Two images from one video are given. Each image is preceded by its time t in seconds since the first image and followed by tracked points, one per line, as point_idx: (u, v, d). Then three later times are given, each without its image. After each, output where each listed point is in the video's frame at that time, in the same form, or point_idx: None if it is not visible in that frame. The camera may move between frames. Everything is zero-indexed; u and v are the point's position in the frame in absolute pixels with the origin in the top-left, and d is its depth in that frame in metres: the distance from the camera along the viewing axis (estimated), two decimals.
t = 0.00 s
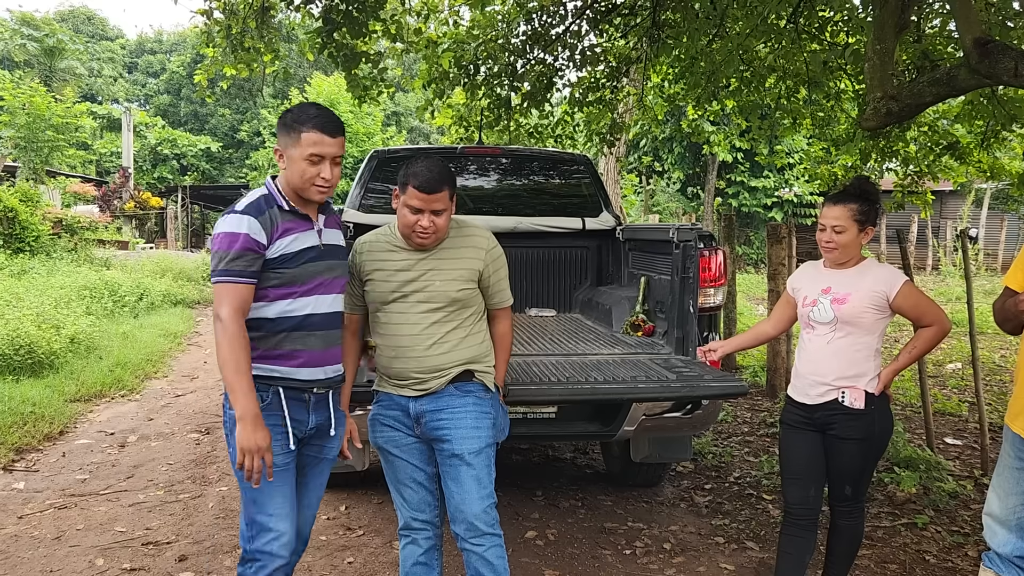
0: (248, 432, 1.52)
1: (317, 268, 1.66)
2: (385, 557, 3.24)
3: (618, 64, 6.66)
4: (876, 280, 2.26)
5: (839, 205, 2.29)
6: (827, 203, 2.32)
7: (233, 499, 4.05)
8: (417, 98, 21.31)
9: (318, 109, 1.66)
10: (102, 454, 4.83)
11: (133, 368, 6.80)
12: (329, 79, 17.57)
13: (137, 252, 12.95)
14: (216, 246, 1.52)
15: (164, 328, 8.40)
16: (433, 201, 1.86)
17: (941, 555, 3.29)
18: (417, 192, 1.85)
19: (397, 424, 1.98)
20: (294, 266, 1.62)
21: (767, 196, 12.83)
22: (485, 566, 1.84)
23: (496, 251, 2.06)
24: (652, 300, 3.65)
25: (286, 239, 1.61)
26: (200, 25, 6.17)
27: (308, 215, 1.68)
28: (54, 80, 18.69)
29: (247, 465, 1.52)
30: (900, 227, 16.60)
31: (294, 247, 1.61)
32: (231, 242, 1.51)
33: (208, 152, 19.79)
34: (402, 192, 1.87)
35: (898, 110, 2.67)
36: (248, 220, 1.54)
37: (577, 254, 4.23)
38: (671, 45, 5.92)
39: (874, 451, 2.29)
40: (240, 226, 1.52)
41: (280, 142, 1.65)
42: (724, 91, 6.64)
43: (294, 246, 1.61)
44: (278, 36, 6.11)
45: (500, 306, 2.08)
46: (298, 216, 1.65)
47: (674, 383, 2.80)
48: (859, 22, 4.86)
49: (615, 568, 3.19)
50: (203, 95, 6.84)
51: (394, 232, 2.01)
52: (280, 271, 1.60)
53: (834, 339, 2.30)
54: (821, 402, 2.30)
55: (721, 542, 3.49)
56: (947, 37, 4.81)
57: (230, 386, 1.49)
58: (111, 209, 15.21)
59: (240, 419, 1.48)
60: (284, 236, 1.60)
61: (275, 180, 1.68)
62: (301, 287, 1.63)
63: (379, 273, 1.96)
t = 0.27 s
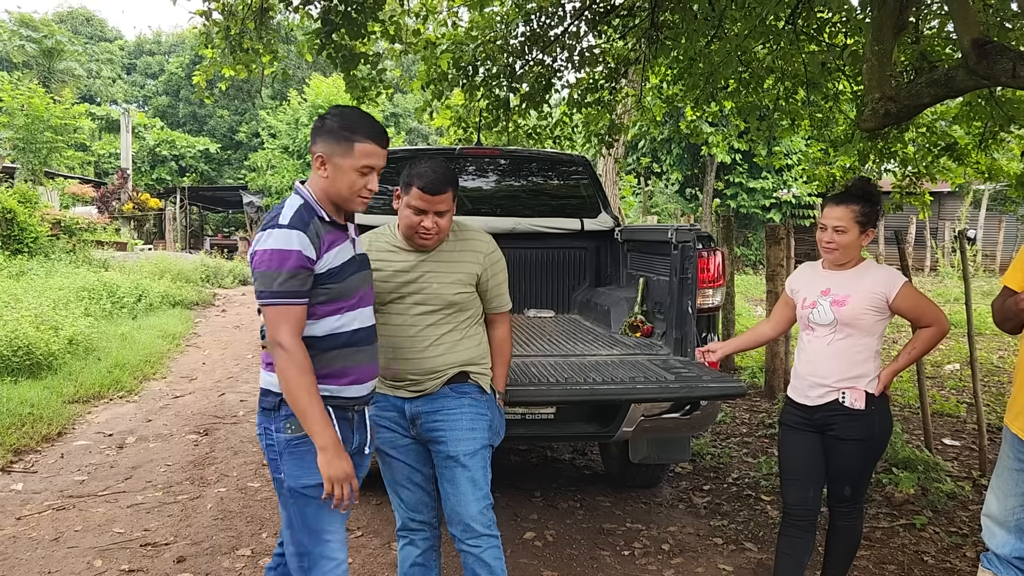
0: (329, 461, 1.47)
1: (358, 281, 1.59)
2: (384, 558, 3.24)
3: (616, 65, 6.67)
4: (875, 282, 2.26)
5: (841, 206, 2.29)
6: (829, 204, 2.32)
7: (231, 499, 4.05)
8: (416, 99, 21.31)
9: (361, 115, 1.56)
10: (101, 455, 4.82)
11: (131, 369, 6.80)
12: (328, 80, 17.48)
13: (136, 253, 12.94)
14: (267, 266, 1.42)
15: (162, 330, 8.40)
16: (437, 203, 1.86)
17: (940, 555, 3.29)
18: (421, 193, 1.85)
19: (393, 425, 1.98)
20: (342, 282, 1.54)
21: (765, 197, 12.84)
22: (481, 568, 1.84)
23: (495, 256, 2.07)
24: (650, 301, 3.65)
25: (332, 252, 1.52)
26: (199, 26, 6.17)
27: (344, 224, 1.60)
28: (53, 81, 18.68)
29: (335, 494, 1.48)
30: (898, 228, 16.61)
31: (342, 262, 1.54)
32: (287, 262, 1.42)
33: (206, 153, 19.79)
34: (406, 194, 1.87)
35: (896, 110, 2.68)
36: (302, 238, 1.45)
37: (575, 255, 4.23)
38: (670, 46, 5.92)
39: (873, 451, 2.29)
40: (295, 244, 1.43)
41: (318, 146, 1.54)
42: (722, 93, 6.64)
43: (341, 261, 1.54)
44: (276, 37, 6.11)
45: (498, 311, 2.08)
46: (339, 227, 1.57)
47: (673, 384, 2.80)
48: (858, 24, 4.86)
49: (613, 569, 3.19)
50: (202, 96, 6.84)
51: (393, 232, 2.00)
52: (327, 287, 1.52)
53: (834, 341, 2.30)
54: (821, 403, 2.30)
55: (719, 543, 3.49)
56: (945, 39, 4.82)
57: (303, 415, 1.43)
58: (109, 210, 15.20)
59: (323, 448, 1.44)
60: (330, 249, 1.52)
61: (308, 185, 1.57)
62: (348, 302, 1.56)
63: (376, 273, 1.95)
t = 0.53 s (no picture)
0: (403, 475, 1.42)
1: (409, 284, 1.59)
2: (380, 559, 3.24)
3: (613, 66, 6.68)
4: (871, 282, 2.27)
5: (840, 207, 2.30)
6: (828, 205, 2.33)
7: (228, 501, 4.05)
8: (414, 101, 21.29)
9: (434, 118, 1.56)
10: (97, 457, 4.82)
11: (128, 370, 6.79)
12: (325, 81, 17.03)
13: (133, 255, 12.94)
14: (352, 271, 1.37)
15: (160, 331, 8.40)
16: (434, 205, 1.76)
17: (936, 556, 3.29)
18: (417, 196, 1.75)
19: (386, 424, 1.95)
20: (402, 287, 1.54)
21: (762, 198, 12.85)
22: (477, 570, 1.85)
23: (491, 260, 2.07)
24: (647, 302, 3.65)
25: (396, 257, 1.52)
26: (195, 27, 6.17)
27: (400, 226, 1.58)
28: (50, 82, 18.66)
29: (407, 510, 1.43)
30: (896, 229, 16.63)
31: (403, 266, 1.54)
32: (371, 267, 1.38)
33: (204, 154, 19.79)
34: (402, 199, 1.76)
35: (893, 112, 2.68)
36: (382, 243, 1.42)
37: (572, 256, 4.23)
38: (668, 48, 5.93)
39: (870, 452, 2.29)
40: (380, 250, 1.40)
41: (391, 148, 1.50)
42: (719, 94, 6.65)
43: (403, 265, 1.54)
44: (274, 38, 6.12)
45: (494, 314, 2.07)
46: (397, 230, 1.56)
47: (668, 385, 2.79)
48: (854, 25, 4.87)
49: (610, 570, 3.19)
50: (199, 97, 6.83)
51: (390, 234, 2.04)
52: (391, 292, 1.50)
53: (830, 342, 2.31)
54: (817, 404, 2.30)
55: (716, 544, 3.49)
56: (942, 40, 4.82)
57: (382, 428, 1.38)
58: (107, 212, 15.19)
59: (403, 463, 1.39)
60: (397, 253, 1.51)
61: (369, 184, 1.53)
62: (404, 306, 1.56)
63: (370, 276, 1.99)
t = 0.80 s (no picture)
0: (498, 467, 1.46)
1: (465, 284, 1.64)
2: (376, 561, 3.24)
3: (609, 68, 6.66)
4: (866, 284, 2.27)
5: (837, 209, 2.31)
6: (825, 207, 2.33)
7: (223, 503, 4.04)
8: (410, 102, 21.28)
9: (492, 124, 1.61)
10: (92, 459, 4.81)
11: (123, 372, 6.77)
12: (321, 82, 17.22)
13: (128, 256, 12.91)
14: (443, 266, 1.40)
15: (155, 333, 8.38)
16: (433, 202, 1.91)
17: (931, 557, 3.29)
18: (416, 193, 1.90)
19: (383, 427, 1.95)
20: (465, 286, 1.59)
21: (758, 199, 12.87)
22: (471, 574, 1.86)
23: (486, 262, 2.07)
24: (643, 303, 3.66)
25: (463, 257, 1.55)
26: (190, 29, 6.16)
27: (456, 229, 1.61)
28: (44, 83, 18.61)
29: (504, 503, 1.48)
30: (891, 231, 16.66)
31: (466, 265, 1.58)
32: (461, 262, 1.43)
33: (200, 155, 19.77)
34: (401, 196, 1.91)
35: (887, 114, 2.70)
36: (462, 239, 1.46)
37: (567, 258, 4.23)
38: (664, 50, 5.94)
39: (864, 453, 2.30)
40: (465, 245, 1.44)
41: (462, 150, 1.54)
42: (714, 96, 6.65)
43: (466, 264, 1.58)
44: (269, 39, 6.11)
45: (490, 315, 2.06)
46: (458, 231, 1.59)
47: (664, 387, 2.78)
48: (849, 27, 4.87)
49: (606, 572, 3.18)
50: (194, 99, 6.82)
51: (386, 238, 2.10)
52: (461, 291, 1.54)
53: (826, 344, 2.31)
54: (812, 406, 2.31)
55: (711, 545, 3.49)
56: (936, 42, 4.83)
57: (477, 422, 1.44)
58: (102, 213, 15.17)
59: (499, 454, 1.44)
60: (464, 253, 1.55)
61: (436, 188, 1.55)
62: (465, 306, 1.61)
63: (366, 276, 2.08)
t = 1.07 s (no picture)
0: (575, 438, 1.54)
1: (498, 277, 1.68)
2: (370, 564, 3.24)
3: (603, 70, 6.71)
4: (860, 286, 2.28)
5: (831, 212, 2.32)
6: (820, 209, 2.34)
7: (217, 506, 4.02)
8: (404, 103, 21.26)
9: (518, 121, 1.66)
10: (85, 461, 4.79)
11: (116, 375, 6.75)
12: (315, 84, 17.23)
13: (121, 258, 12.88)
14: (517, 257, 1.43)
15: (148, 335, 8.36)
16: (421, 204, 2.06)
17: (924, 558, 3.30)
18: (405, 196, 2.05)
19: (377, 430, 2.00)
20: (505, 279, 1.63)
21: (752, 201, 12.91)
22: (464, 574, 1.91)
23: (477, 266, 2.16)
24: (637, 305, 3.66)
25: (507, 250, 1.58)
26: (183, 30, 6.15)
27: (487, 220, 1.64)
28: (37, 84, 18.54)
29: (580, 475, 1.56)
30: (884, 232, 16.72)
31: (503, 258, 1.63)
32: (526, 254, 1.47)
33: (193, 156, 19.73)
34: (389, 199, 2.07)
35: (880, 116, 2.70)
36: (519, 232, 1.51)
37: (562, 259, 4.22)
38: (658, 52, 5.96)
39: (858, 454, 2.30)
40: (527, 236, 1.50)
41: (506, 144, 1.57)
42: (708, 98, 6.67)
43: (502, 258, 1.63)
44: (263, 41, 6.11)
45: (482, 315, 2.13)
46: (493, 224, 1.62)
47: (658, 389, 2.78)
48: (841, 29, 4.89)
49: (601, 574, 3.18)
50: (187, 100, 6.80)
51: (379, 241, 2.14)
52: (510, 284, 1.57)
53: (820, 345, 2.31)
54: (806, 408, 2.31)
55: (706, 546, 3.49)
56: (928, 44, 4.85)
57: (547, 409, 1.48)
58: (94, 214, 15.12)
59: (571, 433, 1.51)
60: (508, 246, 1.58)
61: (481, 182, 1.56)
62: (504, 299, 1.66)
63: (361, 278, 2.08)
